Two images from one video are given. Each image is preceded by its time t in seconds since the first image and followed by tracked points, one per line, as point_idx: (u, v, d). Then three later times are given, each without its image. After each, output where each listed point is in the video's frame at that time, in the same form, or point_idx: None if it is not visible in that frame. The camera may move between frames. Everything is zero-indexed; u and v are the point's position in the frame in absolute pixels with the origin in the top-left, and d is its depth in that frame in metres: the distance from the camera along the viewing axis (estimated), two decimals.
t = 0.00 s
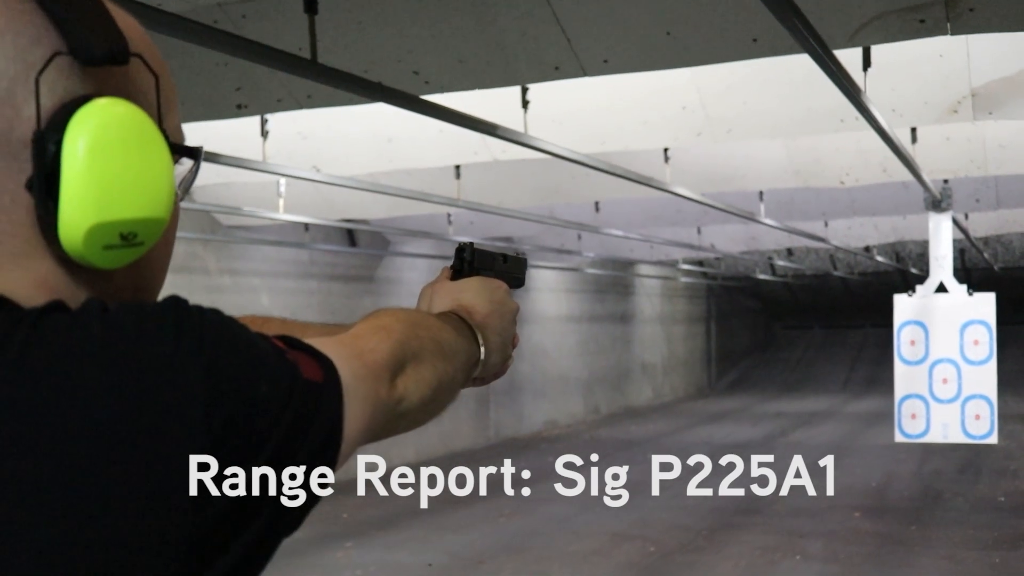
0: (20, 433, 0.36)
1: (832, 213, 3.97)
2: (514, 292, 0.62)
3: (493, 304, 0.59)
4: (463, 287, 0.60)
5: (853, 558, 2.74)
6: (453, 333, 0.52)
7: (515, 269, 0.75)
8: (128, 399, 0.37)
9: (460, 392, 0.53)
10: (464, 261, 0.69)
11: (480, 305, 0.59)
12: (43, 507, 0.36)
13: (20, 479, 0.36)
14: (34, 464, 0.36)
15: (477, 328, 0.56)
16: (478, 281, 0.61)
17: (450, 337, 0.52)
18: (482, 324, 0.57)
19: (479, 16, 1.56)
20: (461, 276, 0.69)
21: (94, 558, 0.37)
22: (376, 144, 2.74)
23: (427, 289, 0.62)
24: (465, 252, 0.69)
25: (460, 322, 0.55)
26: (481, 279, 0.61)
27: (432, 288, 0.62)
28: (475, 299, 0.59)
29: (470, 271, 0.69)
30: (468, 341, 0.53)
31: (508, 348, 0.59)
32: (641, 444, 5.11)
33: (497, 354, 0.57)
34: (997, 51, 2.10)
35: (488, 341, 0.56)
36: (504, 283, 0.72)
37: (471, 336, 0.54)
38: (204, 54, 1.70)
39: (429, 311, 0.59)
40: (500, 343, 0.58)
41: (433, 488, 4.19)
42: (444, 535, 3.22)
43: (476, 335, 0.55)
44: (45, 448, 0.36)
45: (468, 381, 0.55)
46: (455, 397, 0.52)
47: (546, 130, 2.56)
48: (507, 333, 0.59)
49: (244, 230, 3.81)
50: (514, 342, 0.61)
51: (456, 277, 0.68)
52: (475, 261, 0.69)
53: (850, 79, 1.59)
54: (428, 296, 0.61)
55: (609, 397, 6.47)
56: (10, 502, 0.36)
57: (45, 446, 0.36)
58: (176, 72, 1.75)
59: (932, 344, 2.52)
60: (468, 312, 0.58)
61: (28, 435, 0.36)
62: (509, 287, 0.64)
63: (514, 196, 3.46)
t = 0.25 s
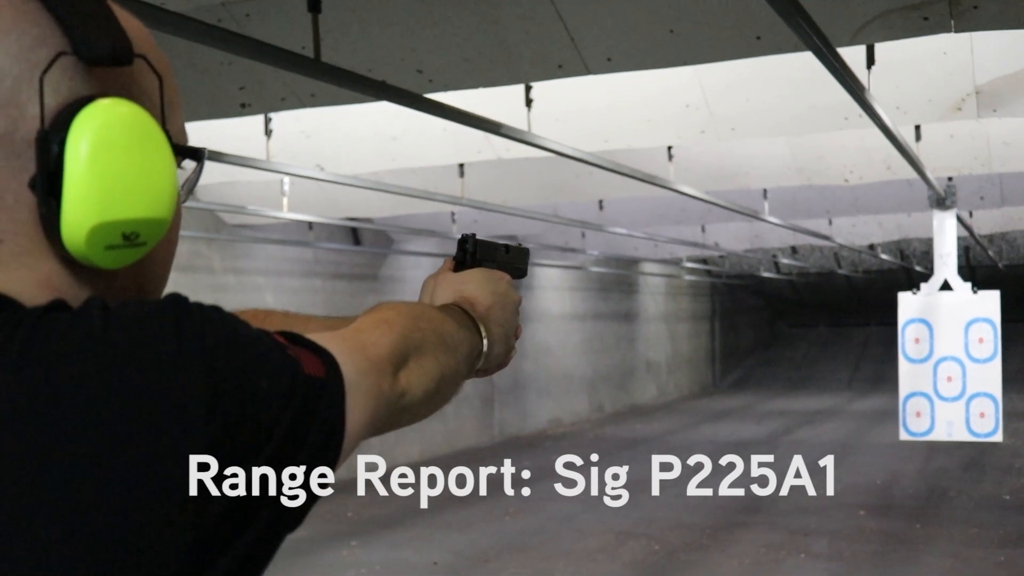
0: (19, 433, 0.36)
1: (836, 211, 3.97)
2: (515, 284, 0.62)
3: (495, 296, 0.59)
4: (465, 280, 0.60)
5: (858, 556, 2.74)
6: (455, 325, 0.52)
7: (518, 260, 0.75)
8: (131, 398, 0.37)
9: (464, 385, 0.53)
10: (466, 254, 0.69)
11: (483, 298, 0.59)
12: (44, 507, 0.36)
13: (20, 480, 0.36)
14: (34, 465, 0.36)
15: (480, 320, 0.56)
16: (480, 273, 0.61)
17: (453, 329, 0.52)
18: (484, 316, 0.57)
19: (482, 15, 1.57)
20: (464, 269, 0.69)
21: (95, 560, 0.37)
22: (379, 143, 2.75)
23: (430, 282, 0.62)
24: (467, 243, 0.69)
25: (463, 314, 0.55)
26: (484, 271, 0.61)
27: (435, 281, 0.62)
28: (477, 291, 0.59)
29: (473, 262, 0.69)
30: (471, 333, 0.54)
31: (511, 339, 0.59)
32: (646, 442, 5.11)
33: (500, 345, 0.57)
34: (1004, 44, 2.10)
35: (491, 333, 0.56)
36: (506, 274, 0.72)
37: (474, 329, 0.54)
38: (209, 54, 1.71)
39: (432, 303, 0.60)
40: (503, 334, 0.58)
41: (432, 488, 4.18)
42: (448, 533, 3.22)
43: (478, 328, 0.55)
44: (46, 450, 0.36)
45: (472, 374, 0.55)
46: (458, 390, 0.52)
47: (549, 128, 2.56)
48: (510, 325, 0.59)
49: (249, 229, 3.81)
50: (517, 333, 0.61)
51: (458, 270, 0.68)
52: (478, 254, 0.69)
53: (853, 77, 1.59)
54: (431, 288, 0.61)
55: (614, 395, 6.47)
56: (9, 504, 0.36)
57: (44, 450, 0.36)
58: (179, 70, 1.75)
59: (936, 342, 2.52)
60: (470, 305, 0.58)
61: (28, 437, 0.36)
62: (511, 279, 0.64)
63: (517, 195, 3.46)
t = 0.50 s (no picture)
0: (24, 428, 0.37)
1: (841, 211, 3.96)
2: (519, 281, 0.62)
3: (498, 292, 0.59)
4: (468, 277, 0.60)
5: (861, 557, 2.73)
6: (458, 322, 0.52)
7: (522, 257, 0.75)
8: (130, 395, 0.38)
9: (466, 382, 0.53)
10: (470, 251, 0.69)
11: (485, 293, 0.59)
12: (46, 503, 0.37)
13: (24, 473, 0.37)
14: (36, 460, 0.37)
15: (483, 316, 0.56)
16: (483, 270, 0.61)
17: (455, 326, 0.52)
18: (487, 312, 0.57)
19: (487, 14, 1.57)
20: (468, 266, 0.69)
21: (96, 555, 0.37)
22: (384, 141, 2.75)
23: (434, 278, 0.62)
24: (471, 240, 0.69)
25: (465, 310, 0.55)
26: (486, 268, 0.61)
27: (439, 278, 0.62)
28: (480, 287, 0.59)
29: (476, 259, 0.69)
30: (474, 330, 0.54)
31: (515, 336, 0.59)
32: (649, 441, 5.11)
33: (503, 342, 0.57)
34: (1010, 44, 2.10)
35: (494, 329, 0.56)
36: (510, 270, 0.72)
37: (476, 325, 0.54)
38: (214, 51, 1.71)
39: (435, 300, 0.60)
40: (506, 331, 0.58)
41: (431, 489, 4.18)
42: (451, 532, 3.22)
43: (481, 324, 0.55)
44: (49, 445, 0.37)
45: (475, 370, 0.55)
46: (461, 386, 0.52)
47: (554, 127, 2.56)
48: (513, 321, 0.59)
49: (253, 226, 3.82)
50: (520, 329, 0.61)
51: (462, 267, 0.68)
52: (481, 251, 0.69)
53: (858, 76, 1.58)
54: (434, 285, 0.61)
55: (617, 395, 6.47)
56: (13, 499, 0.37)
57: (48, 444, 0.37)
58: (185, 69, 1.75)
59: (941, 342, 2.51)
60: (473, 301, 0.58)
61: (33, 431, 0.37)
62: (515, 276, 0.64)
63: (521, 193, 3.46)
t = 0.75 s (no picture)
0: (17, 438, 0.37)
1: (841, 213, 3.96)
2: (518, 285, 0.62)
3: (497, 297, 0.59)
4: (468, 282, 0.60)
5: (863, 558, 2.73)
6: (456, 327, 0.52)
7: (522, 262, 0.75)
8: (125, 402, 0.37)
9: (466, 386, 0.53)
10: (469, 255, 0.69)
11: (485, 299, 0.59)
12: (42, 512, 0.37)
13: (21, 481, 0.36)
14: (31, 467, 0.36)
15: (482, 321, 0.56)
16: (483, 275, 0.61)
17: (454, 330, 0.52)
18: (486, 317, 0.57)
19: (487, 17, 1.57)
20: (467, 271, 0.69)
21: (93, 563, 0.37)
22: (384, 144, 2.75)
23: (433, 283, 0.62)
24: (470, 245, 0.69)
25: (464, 316, 0.55)
26: (486, 274, 0.61)
27: (438, 282, 0.62)
28: (480, 293, 0.59)
29: (476, 264, 0.69)
30: (473, 334, 0.54)
31: (514, 340, 0.59)
32: (651, 444, 5.11)
33: (503, 346, 0.57)
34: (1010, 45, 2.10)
35: (493, 334, 0.56)
36: (510, 274, 0.72)
37: (476, 330, 0.54)
38: (213, 54, 1.71)
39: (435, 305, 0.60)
40: (505, 336, 0.58)
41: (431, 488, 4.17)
42: (453, 534, 3.22)
43: (480, 328, 0.55)
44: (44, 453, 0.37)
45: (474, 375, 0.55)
46: (460, 391, 0.52)
47: (554, 130, 2.56)
48: (513, 326, 0.59)
49: (253, 230, 3.81)
50: (520, 334, 0.61)
51: (461, 271, 0.68)
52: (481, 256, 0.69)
53: (859, 78, 1.58)
54: (434, 289, 0.61)
55: (618, 397, 6.46)
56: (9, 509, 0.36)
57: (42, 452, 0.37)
58: (185, 72, 1.75)
59: (942, 343, 2.50)
60: (473, 306, 0.58)
61: (28, 439, 0.37)
62: (514, 280, 0.64)
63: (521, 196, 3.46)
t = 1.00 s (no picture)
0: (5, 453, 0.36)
1: (836, 223, 3.96)
2: (509, 299, 0.62)
3: (487, 311, 0.59)
4: (459, 294, 0.60)
5: (861, 568, 2.72)
6: (446, 339, 0.52)
7: (512, 276, 0.75)
8: (113, 410, 0.37)
9: (456, 400, 0.53)
10: (460, 268, 0.69)
11: (475, 312, 0.59)
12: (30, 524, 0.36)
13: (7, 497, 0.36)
14: (18, 484, 0.36)
15: (472, 334, 0.56)
16: (473, 288, 0.61)
17: (444, 343, 0.51)
18: (477, 330, 0.57)
19: (481, 30, 1.57)
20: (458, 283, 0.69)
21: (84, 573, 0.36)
22: (379, 156, 2.75)
23: (423, 295, 0.62)
24: (460, 258, 0.69)
25: (455, 329, 0.54)
26: (477, 286, 0.61)
27: (429, 294, 0.62)
28: (470, 305, 0.59)
29: (467, 277, 0.69)
30: (463, 347, 0.53)
31: (504, 354, 0.59)
32: (647, 454, 5.10)
33: (493, 359, 0.57)
34: (1000, 58, 2.11)
35: (484, 346, 0.56)
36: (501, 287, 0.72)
37: (466, 343, 0.54)
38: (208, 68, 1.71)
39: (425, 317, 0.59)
40: (496, 349, 0.57)
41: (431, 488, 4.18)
42: (450, 547, 3.20)
43: (471, 341, 0.55)
44: (31, 465, 0.36)
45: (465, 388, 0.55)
46: (450, 404, 0.52)
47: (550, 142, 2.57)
48: (503, 339, 0.59)
49: (248, 241, 3.81)
50: (511, 347, 0.61)
51: (452, 284, 0.68)
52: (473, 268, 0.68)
53: (852, 89, 1.59)
54: (424, 301, 0.61)
55: (615, 408, 6.45)
56: None
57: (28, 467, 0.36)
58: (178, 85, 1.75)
59: (936, 352, 2.50)
60: (464, 319, 0.57)
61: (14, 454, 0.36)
62: (504, 293, 0.64)
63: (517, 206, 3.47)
